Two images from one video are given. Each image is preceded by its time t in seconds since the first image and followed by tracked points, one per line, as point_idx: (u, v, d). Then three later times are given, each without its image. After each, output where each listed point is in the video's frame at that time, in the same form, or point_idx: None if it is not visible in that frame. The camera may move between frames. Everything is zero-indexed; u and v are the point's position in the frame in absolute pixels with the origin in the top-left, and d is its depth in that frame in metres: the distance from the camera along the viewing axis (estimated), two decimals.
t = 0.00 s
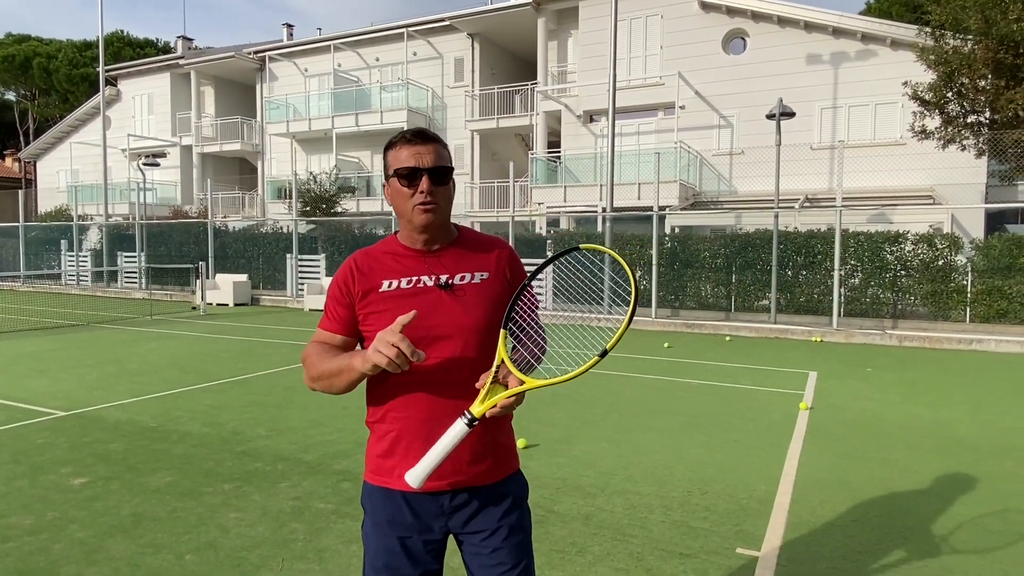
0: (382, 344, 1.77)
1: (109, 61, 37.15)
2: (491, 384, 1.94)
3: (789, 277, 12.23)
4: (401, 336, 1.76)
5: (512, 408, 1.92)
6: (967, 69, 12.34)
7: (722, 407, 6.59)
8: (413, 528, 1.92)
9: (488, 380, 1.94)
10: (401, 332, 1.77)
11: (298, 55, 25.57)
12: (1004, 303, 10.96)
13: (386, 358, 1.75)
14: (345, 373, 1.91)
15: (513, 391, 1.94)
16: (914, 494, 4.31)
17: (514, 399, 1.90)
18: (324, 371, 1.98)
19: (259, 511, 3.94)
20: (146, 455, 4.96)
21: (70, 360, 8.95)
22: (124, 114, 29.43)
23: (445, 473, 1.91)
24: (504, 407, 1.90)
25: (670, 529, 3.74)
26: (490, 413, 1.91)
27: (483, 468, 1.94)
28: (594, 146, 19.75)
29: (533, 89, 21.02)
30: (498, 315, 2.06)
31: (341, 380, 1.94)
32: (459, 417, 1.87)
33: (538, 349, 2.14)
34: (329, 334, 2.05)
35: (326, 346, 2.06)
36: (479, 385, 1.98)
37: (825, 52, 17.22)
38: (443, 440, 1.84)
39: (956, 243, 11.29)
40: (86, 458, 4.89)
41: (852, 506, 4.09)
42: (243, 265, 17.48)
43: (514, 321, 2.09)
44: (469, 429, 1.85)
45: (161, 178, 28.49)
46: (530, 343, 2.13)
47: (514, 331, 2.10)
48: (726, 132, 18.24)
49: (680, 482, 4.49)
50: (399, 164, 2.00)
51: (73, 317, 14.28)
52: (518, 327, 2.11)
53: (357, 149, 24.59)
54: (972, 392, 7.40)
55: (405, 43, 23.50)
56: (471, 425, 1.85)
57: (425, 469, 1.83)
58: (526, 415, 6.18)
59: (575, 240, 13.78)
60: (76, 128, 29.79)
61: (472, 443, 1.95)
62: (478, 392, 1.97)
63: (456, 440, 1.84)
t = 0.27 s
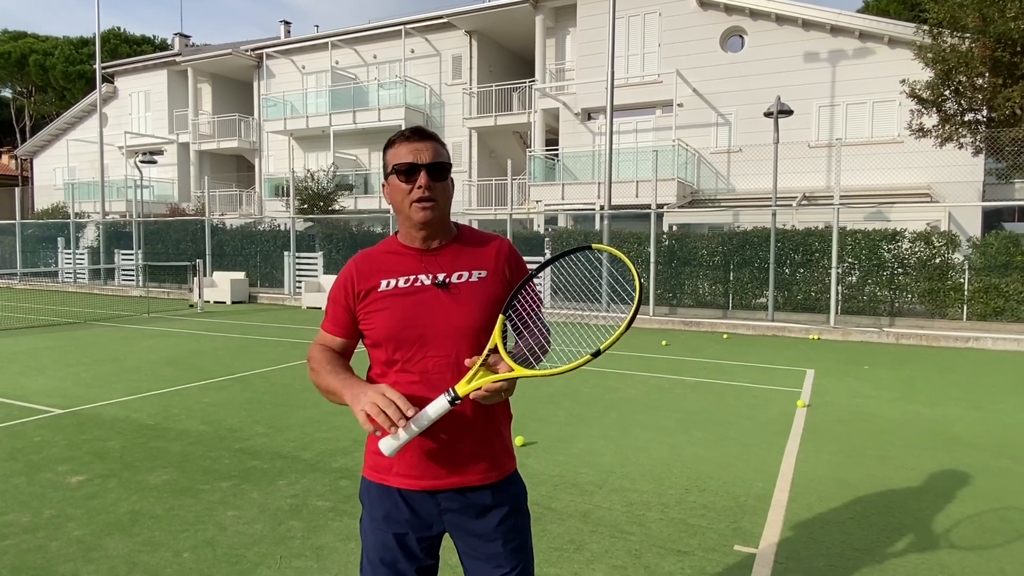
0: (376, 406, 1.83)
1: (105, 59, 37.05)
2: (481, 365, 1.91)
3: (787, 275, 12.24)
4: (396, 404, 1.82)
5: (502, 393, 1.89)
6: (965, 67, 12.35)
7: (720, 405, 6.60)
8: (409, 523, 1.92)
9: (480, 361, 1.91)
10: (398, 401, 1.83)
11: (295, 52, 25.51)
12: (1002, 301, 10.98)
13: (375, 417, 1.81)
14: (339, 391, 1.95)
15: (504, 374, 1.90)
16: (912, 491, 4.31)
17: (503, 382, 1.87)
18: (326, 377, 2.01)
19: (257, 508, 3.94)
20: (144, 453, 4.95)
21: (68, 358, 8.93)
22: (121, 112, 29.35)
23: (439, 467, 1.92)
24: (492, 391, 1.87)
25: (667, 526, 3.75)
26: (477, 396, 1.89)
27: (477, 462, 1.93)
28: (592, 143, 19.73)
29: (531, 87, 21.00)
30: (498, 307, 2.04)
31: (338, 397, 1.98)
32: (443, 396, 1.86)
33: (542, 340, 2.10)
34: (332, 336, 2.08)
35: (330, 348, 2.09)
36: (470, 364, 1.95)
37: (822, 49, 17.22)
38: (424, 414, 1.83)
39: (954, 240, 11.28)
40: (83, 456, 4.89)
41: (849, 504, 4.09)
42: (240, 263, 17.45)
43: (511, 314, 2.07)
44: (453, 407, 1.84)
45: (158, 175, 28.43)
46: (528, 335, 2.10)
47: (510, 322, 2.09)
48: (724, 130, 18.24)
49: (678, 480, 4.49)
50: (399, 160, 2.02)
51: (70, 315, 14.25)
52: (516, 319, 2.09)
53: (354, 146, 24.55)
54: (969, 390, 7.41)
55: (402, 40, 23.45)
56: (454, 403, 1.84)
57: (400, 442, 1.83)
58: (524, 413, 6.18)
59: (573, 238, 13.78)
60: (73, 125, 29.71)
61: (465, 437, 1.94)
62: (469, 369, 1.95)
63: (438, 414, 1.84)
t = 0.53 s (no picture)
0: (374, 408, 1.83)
1: (103, 55, 36.97)
2: (476, 354, 1.91)
3: (785, 272, 12.24)
4: (393, 407, 1.81)
5: (495, 385, 1.88)
6: (963, 65, 12.35)
7: (718, 402, 6.60)
8: (409, 517, 1.93)
9: (475, 350, 1.91)
10: (394, 404, 1.82)
11: (293, 49, 25.47)
12: (1000, 298, 10.97)
13: (372, 419, 1.81)
14: (344, 390, 1.97)
15: (498, 367, 1.89)
16: (909, 488, 4.32)
17: (496, 374, 1.86)
18: (333, 375, 2.04)
19: (254, 506, 3.94)
20: (142, 450, 4.95)
21: (66, 355, 8.93)
22: (119, 109, 29.29)
23: (439, 461, 1.92)
24: (486, 382, 1.87)
25: (665, 524, 3.75)
26: (470, 385, 1.89)
27: (476, 458, 1.92)
28: (590, 141, 19.73)
29: (529, 84, 20.99)
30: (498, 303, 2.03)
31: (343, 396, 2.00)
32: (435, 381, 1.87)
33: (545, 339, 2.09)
34: (340, 334, 2.10)
35: (338, 347, 2.11)
36: (465, 352, 1.95)
37: (821, 47, 17.21)
38: (412, 397, 1.86)
39: (952, 238, 11.28)
40: (81, 454, 4.89)
41: (846, 501, 4.10)
42: (238, 261, 17.43)
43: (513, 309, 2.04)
44: (444, 393, 1.85)
45: (156, 172, 28.39)
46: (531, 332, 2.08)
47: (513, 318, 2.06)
48: (722, 127, 18.24)
49: (675, 477, 4.49)
50: (401, 158, 2.02)
51: (67, 312, 14.23)
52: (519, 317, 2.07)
53: (352, 144, 24.53)
54: (967, 387, 7.42)
55: (401, 37, 23.42)
56: (446, 388, 1.85)
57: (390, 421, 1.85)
58: (522, 410, 6.19)
59: (571, 235, 13.79)
60: (70, 122, 29.65)
61: (465, 432, 1.94)
62: (464, 357, 1.95)
63: (429, 398, 1.85)
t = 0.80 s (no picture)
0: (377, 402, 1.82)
1: (101, 52, 36.89)
2: (480, 352, 1.91)
3: (784, 270, 12.24)
4: (397, 402, 1.81)
5: (496, 384, 1.88)
6: (962, 62, 12.33)
7: (717, 399, 6.61)
8: (407, 511, 1.93)
9: (477, 349, 1.91)
10: (398, 399, 1.81)
11: (292, 46, 25.42)
12: (999, 296, 10.99)
13: (376, 415, 1.80)
14: (344, 383, 1.96)
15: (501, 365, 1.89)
16: (908, 485, 4.33)
17: (500, 373, 1.86)
18: (332, 368, 2.02)
19: (254, 503, 3.94)
20: (141, 447, 4.95)
21: (65, 352, 8.92)
22: (117, 105, 29.23)
23: (439, 457, 1.92)
24: (487, 380, 1.87)
25: (665, 520, 3.76)
26: (473, 382, 1.89)
27: (475, 454, 1.93)
28: (589, 138, 19.71)
29: (529, 81, 20.97)
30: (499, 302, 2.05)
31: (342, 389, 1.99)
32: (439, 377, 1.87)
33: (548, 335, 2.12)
34: (340, 326, 2.08)
35: (338, 339, 2.09)
36: (468, 351, 1.94)
37: (820, 44, 17.20)
38: (415, 394, 1.85)
39: (950, 236, 11.30)
40: (80, 451, 4.89)
41: (845, 498, 4.10)
42: (237, 258, 17.41)
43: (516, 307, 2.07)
44: (447, 389, 1.85)
45: (155, 169, 28.35)
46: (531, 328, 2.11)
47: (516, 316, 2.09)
48: (722, 125, 18.22)
49: (674, 474, 4.50)
50: (408, 154, 2.03)
51: (66, 309, 14.21)
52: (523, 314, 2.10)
53: (351, 141, 24.50)
54: (965, 384, 7.43)
55: (399, 34, 23.37)
56: (450, 385, 1.85)
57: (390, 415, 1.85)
58: (522, 407, 6.19)
59: (571, 232, 13.77)
60: (69, 119, 29.59)
61: (465, 429, 1.94)
62: (468, 355, 1.95)
63: (432, 395, 1.85)
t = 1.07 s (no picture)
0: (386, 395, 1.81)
1: (101, 49, 36.84)
2: (491, 347, 1.93)
3: (784, 267, 12.24)
4: (406, 398, 1.80)
5: (508, 378, 1.91)
6: (963, 59, 12.31)
7: (718, 396, 6.60)
8: (410, 507, 1.93)
9: (489, 344, 1.93)
10: (407, 395, 1.81)
11: (291, 43, 25.38)
12: (998, 293, 10.99)
13: (385, 410, 1.79)
14: (346, 380, 1.95)
15: (512, 359, 1.92)
16: (907, 482, 4.33)
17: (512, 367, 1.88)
18: (332, 364, 2.00)
19: (254, 500, 3.94)
20: (141, 445, 4.95)
21: (65, 349, 8.92)
22: (117, 102, 29.21)
23: (443, 453, 1.92)
24: (500, 374, 1.90)
25: (665, 518, 3.76)
26: (484, 377, 1.91)
27: (477, 450, 1.93)
28: (589, 135, 19.70)
29: (529, 79, 20.94)
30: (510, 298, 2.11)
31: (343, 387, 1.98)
32: (449, 372, 1.88)
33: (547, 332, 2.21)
34: (339, 322, 2.07)
35: (337, 334, 2.08)
36: (480, 346, 1.96)
37: (821, 41, 17.18)
38: (426, 389, 1.85)
39: (950, 233, 11.30)
40: (80, 448, 4.88)
41: (844, 495, 4.11)
42: (236, 255, 17.40)
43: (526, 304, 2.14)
44: (458, 383, 1.86)
45: (154, 167, 28.33)
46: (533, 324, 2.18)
47: (525, 312, 2.15)
48: (722, 122, 18.19)
49: (674, 471, 4.50)
50: (412, 152, 2.01)
51: (66, 306, 14.21)
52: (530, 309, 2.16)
53: (351, 138, 24.48)
54: (965, 382, 7.42)
55: (399, 30, 23.34)
56: (461, 380, 1.86)
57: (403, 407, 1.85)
58: (522, 404, 6.19)
59: (570, 230, 13.77)
60: (68, 116, 29.57)
61: (470, 424, 1.95)
62: (477, 352, 1.96)
63: (443, 392, 1.85)
